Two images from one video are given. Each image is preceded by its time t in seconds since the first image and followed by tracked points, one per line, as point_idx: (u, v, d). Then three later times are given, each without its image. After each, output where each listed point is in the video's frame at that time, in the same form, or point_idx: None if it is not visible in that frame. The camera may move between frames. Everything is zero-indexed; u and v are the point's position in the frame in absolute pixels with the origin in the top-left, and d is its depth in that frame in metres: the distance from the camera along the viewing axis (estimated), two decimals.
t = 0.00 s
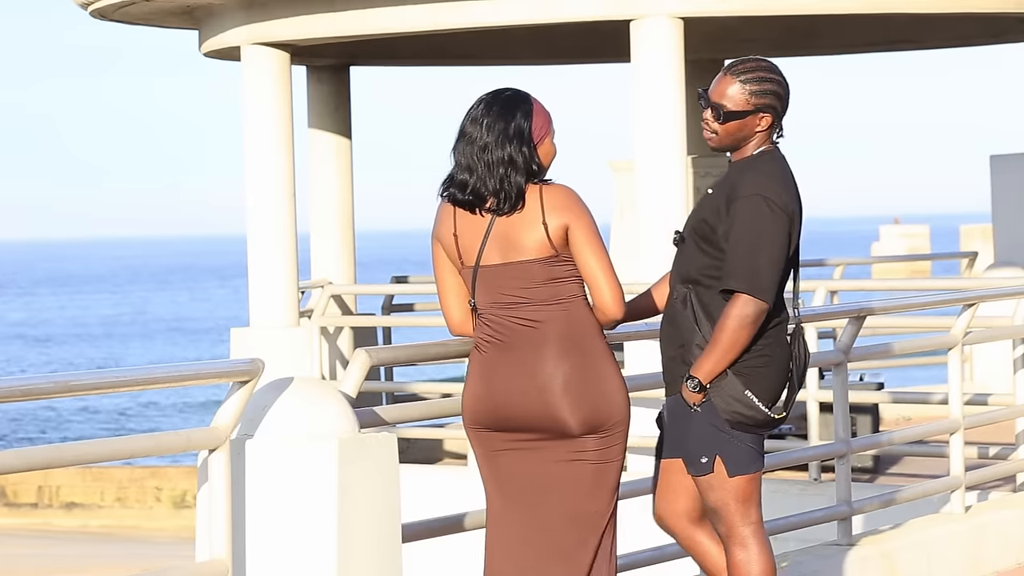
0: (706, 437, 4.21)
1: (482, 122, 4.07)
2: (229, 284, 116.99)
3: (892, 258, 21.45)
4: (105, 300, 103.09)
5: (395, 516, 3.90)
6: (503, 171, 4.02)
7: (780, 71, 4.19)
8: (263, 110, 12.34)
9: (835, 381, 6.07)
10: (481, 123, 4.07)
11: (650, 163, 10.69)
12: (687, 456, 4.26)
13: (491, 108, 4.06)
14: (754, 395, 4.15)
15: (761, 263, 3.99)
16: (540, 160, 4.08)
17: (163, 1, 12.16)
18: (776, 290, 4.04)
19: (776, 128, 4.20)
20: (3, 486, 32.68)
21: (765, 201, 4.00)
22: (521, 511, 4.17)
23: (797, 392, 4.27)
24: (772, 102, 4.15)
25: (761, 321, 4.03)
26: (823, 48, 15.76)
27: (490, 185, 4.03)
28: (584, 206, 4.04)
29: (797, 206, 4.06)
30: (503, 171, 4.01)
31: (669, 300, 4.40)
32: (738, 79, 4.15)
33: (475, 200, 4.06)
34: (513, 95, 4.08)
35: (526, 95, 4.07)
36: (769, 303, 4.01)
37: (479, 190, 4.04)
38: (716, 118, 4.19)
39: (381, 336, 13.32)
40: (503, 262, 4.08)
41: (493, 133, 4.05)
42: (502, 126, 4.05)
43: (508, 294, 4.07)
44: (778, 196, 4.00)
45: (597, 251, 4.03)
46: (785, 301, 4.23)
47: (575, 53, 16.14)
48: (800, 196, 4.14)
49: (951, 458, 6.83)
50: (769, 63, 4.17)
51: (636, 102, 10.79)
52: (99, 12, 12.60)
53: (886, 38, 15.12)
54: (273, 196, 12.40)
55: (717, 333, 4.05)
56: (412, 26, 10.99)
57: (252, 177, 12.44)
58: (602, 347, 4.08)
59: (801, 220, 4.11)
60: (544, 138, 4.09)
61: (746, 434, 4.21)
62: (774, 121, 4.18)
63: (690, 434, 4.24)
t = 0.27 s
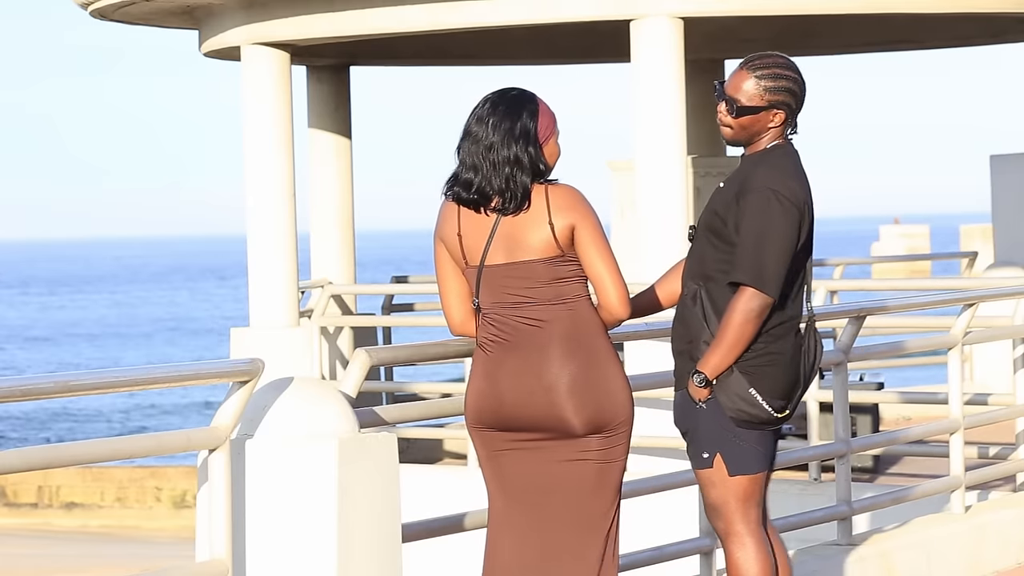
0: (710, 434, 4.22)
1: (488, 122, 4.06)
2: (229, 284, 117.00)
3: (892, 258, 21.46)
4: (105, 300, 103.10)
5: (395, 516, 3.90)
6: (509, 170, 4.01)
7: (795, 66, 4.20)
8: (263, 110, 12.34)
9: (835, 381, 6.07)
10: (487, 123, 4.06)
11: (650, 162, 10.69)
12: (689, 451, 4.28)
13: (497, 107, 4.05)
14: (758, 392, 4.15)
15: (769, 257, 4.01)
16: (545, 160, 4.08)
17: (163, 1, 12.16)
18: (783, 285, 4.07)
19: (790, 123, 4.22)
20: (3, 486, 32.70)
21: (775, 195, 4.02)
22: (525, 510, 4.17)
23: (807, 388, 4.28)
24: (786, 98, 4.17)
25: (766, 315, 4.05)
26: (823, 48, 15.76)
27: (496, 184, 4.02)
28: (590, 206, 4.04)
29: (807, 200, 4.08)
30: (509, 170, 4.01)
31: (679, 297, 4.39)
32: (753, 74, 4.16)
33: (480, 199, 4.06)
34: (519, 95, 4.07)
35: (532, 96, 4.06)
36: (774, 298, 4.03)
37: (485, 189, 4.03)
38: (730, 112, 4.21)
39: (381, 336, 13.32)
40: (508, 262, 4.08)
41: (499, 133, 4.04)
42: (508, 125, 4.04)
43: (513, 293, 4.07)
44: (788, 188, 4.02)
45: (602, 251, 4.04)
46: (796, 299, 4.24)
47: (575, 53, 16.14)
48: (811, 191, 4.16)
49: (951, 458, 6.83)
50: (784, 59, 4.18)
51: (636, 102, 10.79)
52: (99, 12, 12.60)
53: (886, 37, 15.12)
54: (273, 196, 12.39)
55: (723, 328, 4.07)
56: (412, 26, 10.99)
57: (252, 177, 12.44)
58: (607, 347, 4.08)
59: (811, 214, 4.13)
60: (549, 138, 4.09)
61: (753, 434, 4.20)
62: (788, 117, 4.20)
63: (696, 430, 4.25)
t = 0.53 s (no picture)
0: (719, 433, 4.29)
1: (493, 121, 4.05)
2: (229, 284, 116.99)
3: (892, 259, 21.44)
4: (105, 301, 103.10)
5: (395, 516, 3.90)
6: (515, 170, 4.01)
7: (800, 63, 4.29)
8: (263, 110, 12.34)
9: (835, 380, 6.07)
10: (492, 122, 4.05)
11: (650, 162, 10.69)
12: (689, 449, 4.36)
13: (502, 107, 4.04)
14: (785, 393, 4.22)
15: (783, 249, 4.08)
16: (552, 159, 4.07)
17: (163, 2, 12.16)
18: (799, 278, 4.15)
19: (797, 118, 4.29)
20: (3, 487, 32.69)
21: (785, 188, 4.10)
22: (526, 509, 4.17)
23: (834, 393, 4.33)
24: (791, 91, 4.25)
25: (783, 309, 4.13)
26: (823, 49, 15.76)
27: (502, 184, 4.02)
28: (596, 208, 4.05)
29: (819, 192, 4.16)
30: (515, 170, 4.01)
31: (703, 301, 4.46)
32: (757, 70, 4.25)
33: (486, 199, 4.05)
34: (524, 94, 4.06)
35: (537, 95, 4.05)
36: (791, 289, 4.11)
37: (491, 189, 4.02)
38: (736, 109, 4.29)
39: (381, 336, 13.32)
40: (514, 262, 4.08)
41: (505, 132, 4.03)
42: (514, 125, 4.03)
43: (519, 293, 4.07)
44: (799, 182, 4.11)
45: (608, 252, 4.06)
46: (830, 298, 4.30)
47: (574, 53, 16.14)
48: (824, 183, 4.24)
49: (951, 458, 6.83)
50: (788, 54, 4.28)
51: (636, 102, 10.79)
52: (98, 12, 12.60)
53: (886, 37, 15.12)
54: (273, 196, 12.39)
55: (744, 323, 4.15)
56: (412, 26, 10.98)
57: (252, 177, 12.44)
58: (612, 347, 4.08)
59: (825, 208, 4.21)
60: (555, 137, 4.08)
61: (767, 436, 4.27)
62: (795, 111, 4.28)
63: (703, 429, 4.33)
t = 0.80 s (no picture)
0: (745, 435, 4.30)
1: (496, 122, 4.05)
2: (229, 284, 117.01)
3: (893, 260, 21.43)
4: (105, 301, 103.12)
5: (396, 515, 3.90)
6: (518, 170, 4.01)
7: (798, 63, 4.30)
8: (263, 110, 12.35)
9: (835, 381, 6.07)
10: (495, 123, 4.06)
11: (651, 163, 10.69)
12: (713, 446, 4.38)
13: (505, 107, 4.04)
14: (805, 389, 4.24)
15: (793, 244, 4.10)
16: (554, 159, 4.08)
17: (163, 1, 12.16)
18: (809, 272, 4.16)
19: (795, 118, 4.30)
20: (3, 486, 32.69)
21: (791, 183, 4.12)
22: (530, 510, 4.17)
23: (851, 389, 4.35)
24: (788, 90, 4.26)
25: (795, 304, 4.14)
26: (823, 49, 15.75)
27: (505, 184, 4.02)
28: (598, 209, 4.06)
29: (825, 187, 4.17)
30: (519, 170, 4.01)
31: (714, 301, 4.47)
32: (755, 70, 4.27)
33: (489, 199, 4.05)
34: (527, 94, 4.06)
35: (540, 95, 4.05)
36: (803, 283, 4.13)
37: (494, 189, 4.02)
38: (733, 108, 4.31)
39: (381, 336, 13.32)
40: (516, 263, 4.08)
41: (508, 133, 4.03)
42: (517, 125, 4.04)
43: (522, 294, 4.07)
44: (805, 178, 4.12)
45: (610, 253, 4.07)
46: (837, 292, 4.32)
47: (575, 53, 16.14)
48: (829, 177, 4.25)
49: (951, 458, 6.82)
50: (787, 53, 4.29)
51: (636, 103, 10.80)
52: (99, 12, 12.61)
53: (886, 38, 15.12)
54: (273, 196, 12.40)
55: (758, 323, 4.17)
56: (412, 26, 10.98)
57: (252, 177, 12.45)
58: (614, 348, 4.09)
59: (831, 202, 4.22)
60: (558, 137, 4.08)
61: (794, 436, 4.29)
62: (793, 110, 4.29)
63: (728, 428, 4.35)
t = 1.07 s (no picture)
0: (739, 431, 4.31)
1: (498, 121, 4.04)
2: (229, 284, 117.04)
3: (893, 258, 21.43)
4: (105, 301, 103.14)
5: (395, 515, 3.89)
6: (521, 169, 4.01)
7: (787, 60, 4.30)
8: (264, 110, 12.35)
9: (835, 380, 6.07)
10: (497, 122, 4.05)
11: (651, 162, 10.69)
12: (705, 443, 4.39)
13: (508, 106, 4.04)
14: (804, 387, 4.25)
15: (798, 242, 4.12)
16: (556, 158, 4.08)
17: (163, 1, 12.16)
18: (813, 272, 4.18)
19: (786, 116, 4.30)
20: (3, 486, 32.69)
21: (797, 182, 4.13)
22: (528, 510, 4.17)
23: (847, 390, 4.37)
24: (775, 87, 4.26)
25: (798, 302, 4.16)
26: (823, 48, 15.75)
27: (508, 183, 4.01)
28: (600, 209, 4.06)
29: (829, 186, 4.19)
30: (522, 169, 4.01)
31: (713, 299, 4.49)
32: (741, 71, 4.29)
33: (492, 198, 4.05)
34: (529, 93, 4.06)
35: (542, 94, 4.05)
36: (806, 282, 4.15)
37: (497, 189, 4.02)
38: (724, 111, 4.33)
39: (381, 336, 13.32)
40: (518, 262, 4.08)
41: (511, 132, 4.03)
42: (520, 124, 4.04)
43: (524, 294, 4.07)
44: (809, 176, 4.13)
45: (612, 252, 4.07)
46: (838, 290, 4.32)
47: (575, 53, 16.14)
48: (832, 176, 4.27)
49: (951, 458, 6.82)
50: (774, 52, 4.30)
51: (636, 102, 10.80)
52: (98, 12, 12.61)
53: (886, 37, 15.12)
54: (273, 196, 12.40)
55: (759, 320, 4.18)
56: (412, 26, 10.98)
57: (252, 177, 12.45)
58: (615, 348, 4.09)
59: (833, 202, 4.24)
60: (560, 136, 4.09)
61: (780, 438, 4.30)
62: (784, 105, 4.28)
63: (720, 425, 4.35)
